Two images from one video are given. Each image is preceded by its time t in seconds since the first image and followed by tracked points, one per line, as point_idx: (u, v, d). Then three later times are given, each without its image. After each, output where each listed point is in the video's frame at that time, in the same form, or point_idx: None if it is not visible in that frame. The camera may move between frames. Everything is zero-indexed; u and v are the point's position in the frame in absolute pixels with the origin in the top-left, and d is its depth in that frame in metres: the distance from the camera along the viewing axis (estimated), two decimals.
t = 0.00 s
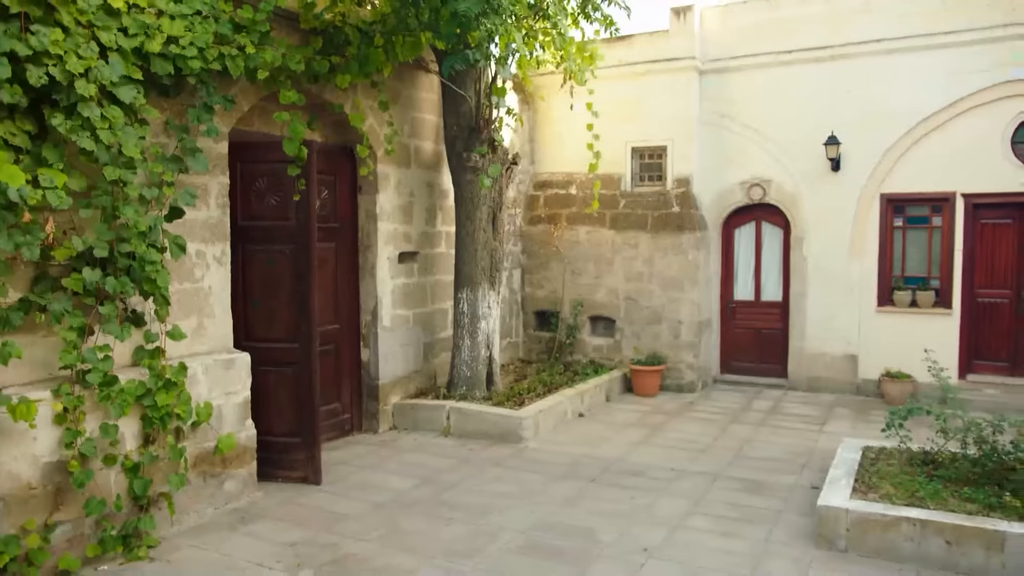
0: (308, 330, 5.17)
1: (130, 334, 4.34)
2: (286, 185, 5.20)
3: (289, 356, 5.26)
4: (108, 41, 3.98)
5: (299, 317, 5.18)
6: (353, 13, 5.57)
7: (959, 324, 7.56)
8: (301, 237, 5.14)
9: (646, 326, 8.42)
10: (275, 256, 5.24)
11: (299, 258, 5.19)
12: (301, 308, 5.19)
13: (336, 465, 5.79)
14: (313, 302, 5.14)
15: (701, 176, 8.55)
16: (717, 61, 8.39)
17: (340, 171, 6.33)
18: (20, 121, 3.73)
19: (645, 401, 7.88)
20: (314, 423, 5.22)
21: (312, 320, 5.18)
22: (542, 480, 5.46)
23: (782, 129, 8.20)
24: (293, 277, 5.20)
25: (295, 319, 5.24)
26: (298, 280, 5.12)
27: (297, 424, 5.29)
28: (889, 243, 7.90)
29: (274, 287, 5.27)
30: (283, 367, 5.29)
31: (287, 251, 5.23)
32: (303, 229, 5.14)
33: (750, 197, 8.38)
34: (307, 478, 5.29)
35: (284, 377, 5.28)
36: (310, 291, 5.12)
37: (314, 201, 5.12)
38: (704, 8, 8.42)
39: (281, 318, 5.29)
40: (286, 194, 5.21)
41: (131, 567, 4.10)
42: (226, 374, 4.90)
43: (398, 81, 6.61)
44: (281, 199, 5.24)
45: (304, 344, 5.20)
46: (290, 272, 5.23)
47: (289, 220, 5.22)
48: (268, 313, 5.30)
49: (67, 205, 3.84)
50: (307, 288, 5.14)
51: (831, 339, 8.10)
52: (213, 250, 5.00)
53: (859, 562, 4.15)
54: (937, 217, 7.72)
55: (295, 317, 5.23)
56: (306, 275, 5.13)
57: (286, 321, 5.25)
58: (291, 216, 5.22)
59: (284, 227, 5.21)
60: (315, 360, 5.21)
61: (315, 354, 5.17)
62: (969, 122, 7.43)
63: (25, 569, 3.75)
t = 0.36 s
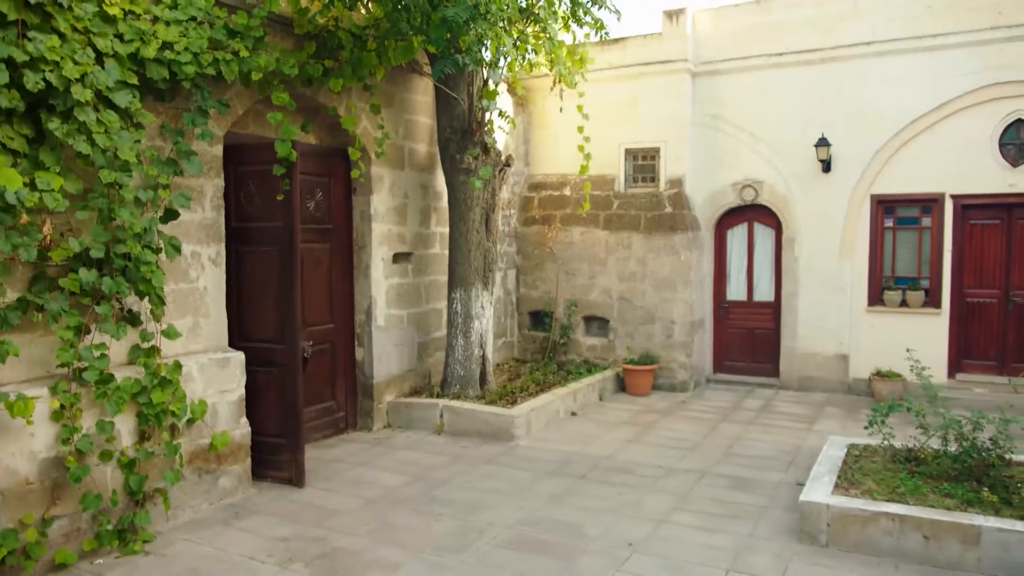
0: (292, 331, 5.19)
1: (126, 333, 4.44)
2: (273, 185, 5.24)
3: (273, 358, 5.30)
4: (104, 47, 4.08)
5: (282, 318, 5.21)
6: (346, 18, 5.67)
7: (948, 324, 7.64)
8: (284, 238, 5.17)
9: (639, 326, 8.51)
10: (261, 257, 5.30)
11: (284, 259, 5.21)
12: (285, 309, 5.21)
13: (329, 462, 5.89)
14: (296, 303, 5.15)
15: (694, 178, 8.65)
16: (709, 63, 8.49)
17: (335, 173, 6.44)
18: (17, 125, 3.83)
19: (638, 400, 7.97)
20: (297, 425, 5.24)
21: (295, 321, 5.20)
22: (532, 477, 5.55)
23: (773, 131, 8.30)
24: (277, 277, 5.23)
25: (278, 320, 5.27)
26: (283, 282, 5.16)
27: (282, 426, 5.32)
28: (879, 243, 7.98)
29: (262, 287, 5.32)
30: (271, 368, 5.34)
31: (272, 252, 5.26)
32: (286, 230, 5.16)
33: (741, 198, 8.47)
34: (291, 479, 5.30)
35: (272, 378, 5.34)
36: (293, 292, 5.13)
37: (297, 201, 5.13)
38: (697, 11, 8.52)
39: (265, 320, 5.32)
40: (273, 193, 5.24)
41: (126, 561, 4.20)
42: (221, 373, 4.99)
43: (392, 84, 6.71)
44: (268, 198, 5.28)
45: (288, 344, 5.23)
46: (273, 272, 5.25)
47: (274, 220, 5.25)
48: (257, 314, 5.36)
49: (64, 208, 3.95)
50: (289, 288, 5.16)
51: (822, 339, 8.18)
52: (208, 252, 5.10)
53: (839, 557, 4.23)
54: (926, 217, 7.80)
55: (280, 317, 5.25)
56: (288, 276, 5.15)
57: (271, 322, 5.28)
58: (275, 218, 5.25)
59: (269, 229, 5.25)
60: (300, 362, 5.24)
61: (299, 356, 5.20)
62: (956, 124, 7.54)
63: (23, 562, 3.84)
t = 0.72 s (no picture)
0: (279, 330, 5.23)
1: (126, 332, 4.55)
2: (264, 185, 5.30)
3: (264, 358, 5.35)
4: (104, 53, 4.20)
5: (271, 318, 5.25)
6: (344, 22, 5.77)
7: (941, 324, 7.73)
8: (271, 237, 5.21)
9: (635, 325, 8.59)
10: (252, 257, 5.37)
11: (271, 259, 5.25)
12: (272, 308, 5.24)
13: (327, 459, 5.99)
14: (281, 303, 5.17)
15: (690, 179, 8.74)
16: (704, 65, 8.58)
17: (333, 175, 6.55)
18: (20, 129, 3.94)
19: (634, 399, 8.06)
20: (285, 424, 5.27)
21: (283, 321, 5.24)
22: (526, 474, 5.64)
23: (768, 133, 8.38)
24: (266, 277, 5.27)
25: (267, 320, 5.31)
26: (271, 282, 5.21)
27: (272, 425, 5.36)
28: (873, 243, 8.06)
29: (254, 287, 5.38)
30: (262, 368, 5.39)
31: (261, 252, 5.31)
32: (272, 229, 5.19)
33: (737, 198, 8.55)
34: (280, 480, 5.32)
35: (262, 377, 5.40)
36: (279, 292, 5.16)
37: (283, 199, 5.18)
38: (692, 14, 8.62)
39: (257, 320, 5.37)
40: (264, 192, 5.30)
41: (126, 553, 4.30)
42: (219, 371, 5.09)
43: (389, 87, 6.81)
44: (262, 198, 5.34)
45: (275, 344, 5.27)
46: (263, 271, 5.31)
47: (264, 220, 5.30)
48: (250, 313, 5.42)
49: (65, 209, 4.06)
50: (277, 288, 5.19)
51: (816, 338, 8.25)
52: (207, 252, 5.20)
53: (823, 551, 4.31)
54: (919, 218, 7.89)
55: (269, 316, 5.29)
56: (276, 276, 5.19)
57: (261, 322, 5.34)
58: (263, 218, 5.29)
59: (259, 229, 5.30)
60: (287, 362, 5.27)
61: (286, 356, 5.23)
62: (949, 125, 7.62)
63: (25, 554, 3.95)
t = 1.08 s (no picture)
0: (270, 331, 5.30)
1: (128, 331, 4.66)
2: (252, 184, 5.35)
3: (255, 357, 5.42)
4: (106, 58, 4.31)
5: (262, 319, 5.33)
6: (341, 27, 5.88)
7: (935, 324, 7.82)
8: (262, 239, 5.28)
9: (632, 325, 8.68)
10: (243, 257, 5.42)
11: (262, 260, 5.31)
12: (263, 308, 5.31)
13: (325, 456, 6.10)
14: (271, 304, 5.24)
15: (686, 180, 8.82)
16: (700, 67, 8.66)
17: (332, 177, 6.66)
18: (24, 133, 4.04)
19: (630, 398, 8.15)
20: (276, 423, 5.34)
21: (272, 321, 5.30)
22: (521, 471, 5.73)
23: (763, 134, 8.46)
24: (257, 277, 5.34)
25: (259, 321, 5.38)
26: (261, 282, 5.28)
27: (264, 424, 5.43)
28: (867, 244, 8.16)
29: (246, 287, 5.45)
30: (255, 367, 5.47)
31: (252, 253, 5.37)
32: (263, 231, 5.25)
33: (733, 199, 8.63)
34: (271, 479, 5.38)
35: (255, 376, 5.49)
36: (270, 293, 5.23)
37: (270, 198, 5.24)
38: (689, 17, 8.70)
39: (250, 320, 5.45)
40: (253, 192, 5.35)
41: (127, 547, 4.41)
42: (219, 368, 5.20)
43: (387, 90, 6.92)
44: (250, 198, 5.38)
45: (266, 345, 5.34)
46: (254, 272, 5.37)
47: (253, 221, 5.34)
48: (243, 314, 5.50)
49: (68, 211, 4.17)
50: (267, 289, 5.26)
51: (811, 338, 8.33)
52: (207, 253, 5.31)
53: (809, 546, 4.40)
54: (913, 218, 7.98)
55: (260, 317, 5.36)
56: (266, 277, 5.26)
57: (254, 323, 5.41)
58: (253, 220, 5.34)
59: (250, 230, 5.36)
60: (277, 362, 5.34)
61: (276, 356, 5.30)
62: (941, 127, 7.70)
63: (29, 547, 4.06)
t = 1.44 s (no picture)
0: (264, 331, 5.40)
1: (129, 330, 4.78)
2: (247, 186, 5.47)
3: (250, 357, 5.52)
4: (108, 64, 4.42)
5: (257, 319, 5.43)
6: (339, 31, 5.99)
7: (927, 323, 7.91)
8: (257, 240, 5.39)
9: (628, 325, 8.78)
10: (240, 257, 5.53)
11: (257, 261, 5.41)
12: (258, 308, 5.41)
13: (323, 453, 6.20)
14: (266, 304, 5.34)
15: (682, 182, 8.92)
16: (696, 70, 8.76)
17: (331, 179, 6.77)
18: (28, 137, 4.17)
19: (626, 397, 8.24)
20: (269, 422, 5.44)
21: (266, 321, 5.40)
22: (515, 467, 5.83)
23: (757, 136, 8.56)
24: (252, 278, 5.44)
25: (254, 321, 5.49)
26: (256, 283, 5.38)
27: (259, 423, 5.52)
28: (861, 245, 8.23)
29: (242, 288, 5.55)
30: (249, 367, 5.57)
31: (247, 254, 5.48)
32: (258, 232, 5.36)
33: (728, 201, 8.72)
34: (264, 477, 5.47)
35: (250, 376, 5.58)
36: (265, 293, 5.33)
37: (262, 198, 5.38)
38: (684, 20, 8.80)
39: (246, 320, 5.55)
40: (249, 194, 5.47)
41: (128, 540, 4.53)
42: (218, 367, 5.32)
43: (386, 93, 7.03)
44: (247, 200, 5.49)
45: (261, 344, 5.44)
46: (249, 273, 5.48)
47: (250, 222, 5.45)
48: (239, 314, 5.60)
49: (70, 213, 4.28)
50: (262, 289, 5.37)
51: (806, 338, 8.43)
52: (207, 253, 5.43)
53: (794, 540, 4.49)
54: (906, 219, 8.06)
55: (255, 317, 5.46)
56: (262, 277, 5.36)
57: (249, 322, 5.52)
58: (249, 222, 5.45)
59: (246, 231, 5.47)
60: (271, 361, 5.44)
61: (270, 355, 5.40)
62: (933, 128, 7.80)
63: (33, 539, 4.18)
